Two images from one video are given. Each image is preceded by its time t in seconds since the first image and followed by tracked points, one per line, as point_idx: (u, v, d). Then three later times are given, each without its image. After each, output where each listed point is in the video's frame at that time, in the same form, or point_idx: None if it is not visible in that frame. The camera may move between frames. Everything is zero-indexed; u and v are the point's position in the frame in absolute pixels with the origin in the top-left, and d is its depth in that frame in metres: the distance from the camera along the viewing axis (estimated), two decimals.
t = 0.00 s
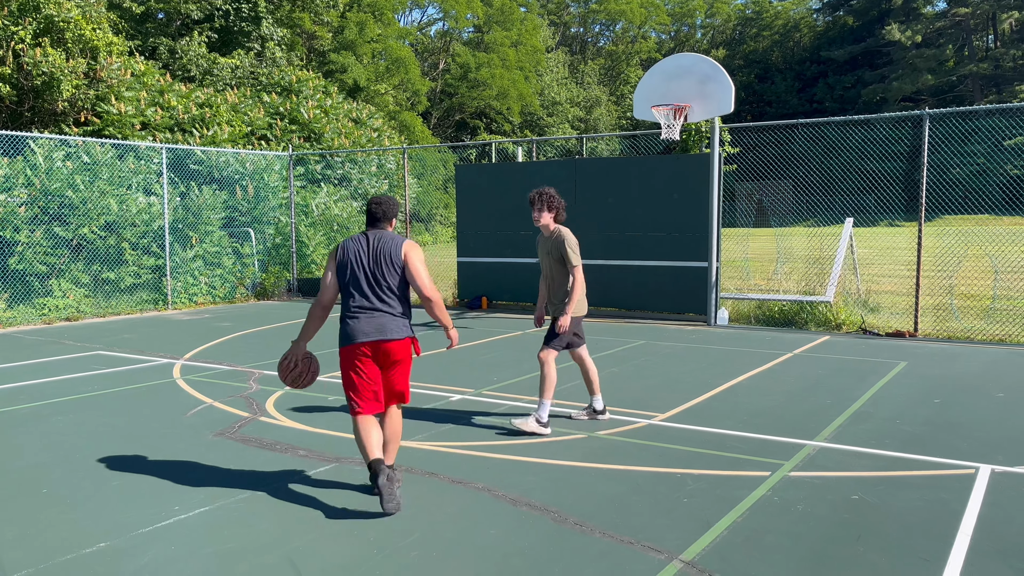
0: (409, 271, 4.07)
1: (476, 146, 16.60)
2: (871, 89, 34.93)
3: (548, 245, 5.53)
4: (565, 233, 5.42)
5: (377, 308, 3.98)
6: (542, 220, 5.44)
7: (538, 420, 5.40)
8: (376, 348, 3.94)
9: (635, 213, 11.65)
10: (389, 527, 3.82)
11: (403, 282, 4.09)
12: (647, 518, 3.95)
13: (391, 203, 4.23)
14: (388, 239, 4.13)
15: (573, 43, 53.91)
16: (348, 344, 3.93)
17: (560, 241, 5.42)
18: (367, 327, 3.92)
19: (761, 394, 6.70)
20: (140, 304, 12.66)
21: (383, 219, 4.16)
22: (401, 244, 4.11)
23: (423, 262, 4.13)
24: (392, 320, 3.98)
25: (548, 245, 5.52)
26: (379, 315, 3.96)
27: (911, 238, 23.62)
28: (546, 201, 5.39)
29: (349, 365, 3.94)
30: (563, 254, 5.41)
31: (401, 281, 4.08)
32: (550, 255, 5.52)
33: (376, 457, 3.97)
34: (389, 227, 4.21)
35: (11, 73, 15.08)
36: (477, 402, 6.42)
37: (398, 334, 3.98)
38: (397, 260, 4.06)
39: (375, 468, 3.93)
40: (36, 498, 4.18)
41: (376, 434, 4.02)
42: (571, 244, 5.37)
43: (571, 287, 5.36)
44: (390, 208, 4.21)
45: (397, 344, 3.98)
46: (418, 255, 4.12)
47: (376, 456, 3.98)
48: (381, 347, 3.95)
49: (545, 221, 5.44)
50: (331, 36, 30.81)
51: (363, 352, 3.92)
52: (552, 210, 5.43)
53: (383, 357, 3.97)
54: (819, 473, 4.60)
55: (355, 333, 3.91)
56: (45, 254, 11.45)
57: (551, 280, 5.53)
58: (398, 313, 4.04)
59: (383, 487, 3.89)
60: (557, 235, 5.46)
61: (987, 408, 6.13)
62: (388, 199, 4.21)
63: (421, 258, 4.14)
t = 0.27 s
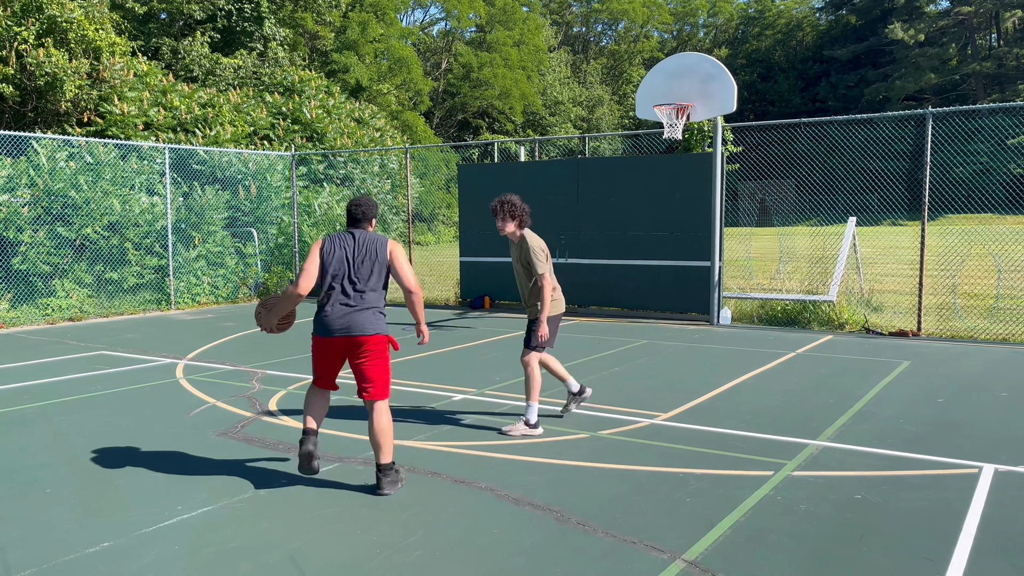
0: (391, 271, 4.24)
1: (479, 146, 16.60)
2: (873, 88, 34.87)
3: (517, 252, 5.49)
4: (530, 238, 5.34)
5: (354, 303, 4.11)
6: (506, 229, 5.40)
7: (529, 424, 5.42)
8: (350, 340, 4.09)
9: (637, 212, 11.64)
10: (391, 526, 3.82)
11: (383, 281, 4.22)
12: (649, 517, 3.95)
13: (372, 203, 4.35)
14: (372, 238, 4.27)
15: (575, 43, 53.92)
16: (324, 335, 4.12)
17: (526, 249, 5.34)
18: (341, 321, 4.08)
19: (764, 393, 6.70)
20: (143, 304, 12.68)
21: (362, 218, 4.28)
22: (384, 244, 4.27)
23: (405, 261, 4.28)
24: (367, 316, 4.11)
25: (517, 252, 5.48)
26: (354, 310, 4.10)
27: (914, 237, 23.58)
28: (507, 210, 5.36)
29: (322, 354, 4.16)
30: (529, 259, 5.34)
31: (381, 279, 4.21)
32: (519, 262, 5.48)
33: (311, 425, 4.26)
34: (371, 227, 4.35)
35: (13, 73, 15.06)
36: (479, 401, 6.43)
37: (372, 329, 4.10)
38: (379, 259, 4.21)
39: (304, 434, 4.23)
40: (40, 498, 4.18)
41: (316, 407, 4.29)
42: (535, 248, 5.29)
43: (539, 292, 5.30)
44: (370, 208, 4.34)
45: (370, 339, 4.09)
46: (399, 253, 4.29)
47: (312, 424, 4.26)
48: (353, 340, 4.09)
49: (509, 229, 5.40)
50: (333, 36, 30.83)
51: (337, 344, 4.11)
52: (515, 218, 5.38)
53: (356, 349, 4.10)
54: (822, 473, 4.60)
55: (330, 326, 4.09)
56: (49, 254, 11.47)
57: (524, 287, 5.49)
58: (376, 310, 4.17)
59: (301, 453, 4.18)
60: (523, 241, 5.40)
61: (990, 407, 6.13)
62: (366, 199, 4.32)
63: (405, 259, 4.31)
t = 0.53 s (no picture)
0: (349, 291, 4.38)
1: (483, 146, 16.59)
2: (877, 88, 34.80)
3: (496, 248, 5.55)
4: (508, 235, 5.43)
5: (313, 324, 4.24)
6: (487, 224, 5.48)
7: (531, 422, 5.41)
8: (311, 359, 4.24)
9: (640, 212, 11.64)
10: (394, 527, 3.83)
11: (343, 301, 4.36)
12: (653, 518, 3.95)
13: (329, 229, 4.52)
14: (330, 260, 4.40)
15: (578, 43, 53.95)
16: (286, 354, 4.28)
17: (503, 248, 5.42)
18: (303, 341, 4.21)
19: (768, 393, 6.70)
20: (147, 305, 12.71)
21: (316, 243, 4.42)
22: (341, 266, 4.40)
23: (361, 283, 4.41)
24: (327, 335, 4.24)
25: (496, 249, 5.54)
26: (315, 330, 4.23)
27: (918, 237, 23.53)
28: (487, 206, 5.43)
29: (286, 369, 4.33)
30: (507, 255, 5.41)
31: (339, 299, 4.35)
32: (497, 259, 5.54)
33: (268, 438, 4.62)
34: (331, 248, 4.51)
35: (17, 75, 15.15)
36: (483, 402, 6.43)
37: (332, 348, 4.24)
38: (337, 280, 4.33)
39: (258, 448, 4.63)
40: (45, 499, 4.20)
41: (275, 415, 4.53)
42: (513, 245, 5.37)
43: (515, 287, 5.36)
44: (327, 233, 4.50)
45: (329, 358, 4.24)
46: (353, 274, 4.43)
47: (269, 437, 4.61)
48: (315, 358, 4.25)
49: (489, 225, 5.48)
50: (336, 37, 30.86)
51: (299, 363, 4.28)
52: (495, 216, 5.46)
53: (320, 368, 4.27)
54: (826, 473, 4.59)
55: (291, 346, 4.24)
56: (53, 255, 11.49)
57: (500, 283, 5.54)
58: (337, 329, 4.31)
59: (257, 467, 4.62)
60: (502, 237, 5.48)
61: (995, 408, 6.11)
62: (323, 225, 4.49)
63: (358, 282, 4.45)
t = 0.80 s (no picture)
0: (318, 264, 4.80)
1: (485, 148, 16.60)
2: (880, 88, 34.76)
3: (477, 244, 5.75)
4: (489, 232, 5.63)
5: (289, 301, 4.67)
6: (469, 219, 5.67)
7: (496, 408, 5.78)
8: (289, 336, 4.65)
9: (643, 214, 11.63)
10: (398, 528, 3.84)
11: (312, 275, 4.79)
12: (656, 519, 3.95)
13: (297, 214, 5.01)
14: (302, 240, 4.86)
15: (580, 44, 53.97)
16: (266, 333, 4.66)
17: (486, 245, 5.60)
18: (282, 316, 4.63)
19: (771, 394, 6.69)
20: (150, 307, 12.74)
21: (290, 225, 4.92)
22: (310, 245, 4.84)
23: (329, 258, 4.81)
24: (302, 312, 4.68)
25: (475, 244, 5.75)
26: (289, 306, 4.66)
27: (921, 237, 23.48)
28: (473, 203, 5.61)
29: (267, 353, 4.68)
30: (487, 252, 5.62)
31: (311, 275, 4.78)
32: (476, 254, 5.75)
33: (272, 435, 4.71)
34: (301, 231, 5.02)
35: (21, 77, 15.34)
36: (485, 403, 6.43)
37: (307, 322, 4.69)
38: (306, 256, 4.77)
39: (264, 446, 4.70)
40: (49, 501, 4.21)
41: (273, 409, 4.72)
42: (494, 243, 5.58)
43: (493, 284, 5.61)
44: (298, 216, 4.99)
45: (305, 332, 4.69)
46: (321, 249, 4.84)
47: (271, 434, 4.70)
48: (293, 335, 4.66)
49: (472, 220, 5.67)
50: (339, 39, 30.90)
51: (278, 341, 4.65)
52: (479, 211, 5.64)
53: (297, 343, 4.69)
54: (830, 474, 4.59)
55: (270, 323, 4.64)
56: (57, 257, 11.52)
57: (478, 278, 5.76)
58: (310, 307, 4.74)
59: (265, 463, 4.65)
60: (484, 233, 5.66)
61: (999, 408, 6.10)
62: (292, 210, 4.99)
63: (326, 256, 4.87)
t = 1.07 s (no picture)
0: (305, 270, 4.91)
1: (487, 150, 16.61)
2: (882, 89, 34.73)
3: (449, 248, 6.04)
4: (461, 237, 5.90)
5: (275, 303, 4.81)
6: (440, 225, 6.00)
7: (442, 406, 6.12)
8: (273, 338, 4.80)
9: (645, 215, 11.64)
10: (401, 529, 3.84)
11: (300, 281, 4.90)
12: (658, 520, 3.94)
13: (296, 219, 5.07)
14: (296, 246, 4.95)
15: (582, 45, 54.03)
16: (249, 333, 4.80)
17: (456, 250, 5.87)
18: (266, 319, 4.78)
19: (773, 395, 6.69)
20: (153, 309, 12.74)
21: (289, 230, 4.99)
22: (304, 251, 4.94)
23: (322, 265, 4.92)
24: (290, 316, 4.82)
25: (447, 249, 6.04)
26: (276, 310, 4.80)
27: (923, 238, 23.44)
28: (444, 207, 5.95)
29: (246, 352, 4.82)
30: (456, 255, 5.89)
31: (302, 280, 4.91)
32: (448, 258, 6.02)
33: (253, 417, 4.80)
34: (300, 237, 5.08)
35: (24, 80, 15.24)
36: (487, 405, 6.43)
37: (293, 326, 4.83)
38: (296, 262, 4.88)
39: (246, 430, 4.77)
40: (53, 503, 4.22)
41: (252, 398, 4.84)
42: (464, 245, 5.85)
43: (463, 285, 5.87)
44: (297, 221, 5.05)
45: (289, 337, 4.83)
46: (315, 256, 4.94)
47: (254, 416, 4.80)
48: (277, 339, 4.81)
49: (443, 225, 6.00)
50: (341, 41, 30.93)
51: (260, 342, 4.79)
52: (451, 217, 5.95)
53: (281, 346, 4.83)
54: (832, 475, 4.59)
55: (253, 324, 4.78)
56: (60, 259, 11.55)
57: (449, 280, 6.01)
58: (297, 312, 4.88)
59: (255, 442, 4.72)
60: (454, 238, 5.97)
61: (1002, 409, 6.09)
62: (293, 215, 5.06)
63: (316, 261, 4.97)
